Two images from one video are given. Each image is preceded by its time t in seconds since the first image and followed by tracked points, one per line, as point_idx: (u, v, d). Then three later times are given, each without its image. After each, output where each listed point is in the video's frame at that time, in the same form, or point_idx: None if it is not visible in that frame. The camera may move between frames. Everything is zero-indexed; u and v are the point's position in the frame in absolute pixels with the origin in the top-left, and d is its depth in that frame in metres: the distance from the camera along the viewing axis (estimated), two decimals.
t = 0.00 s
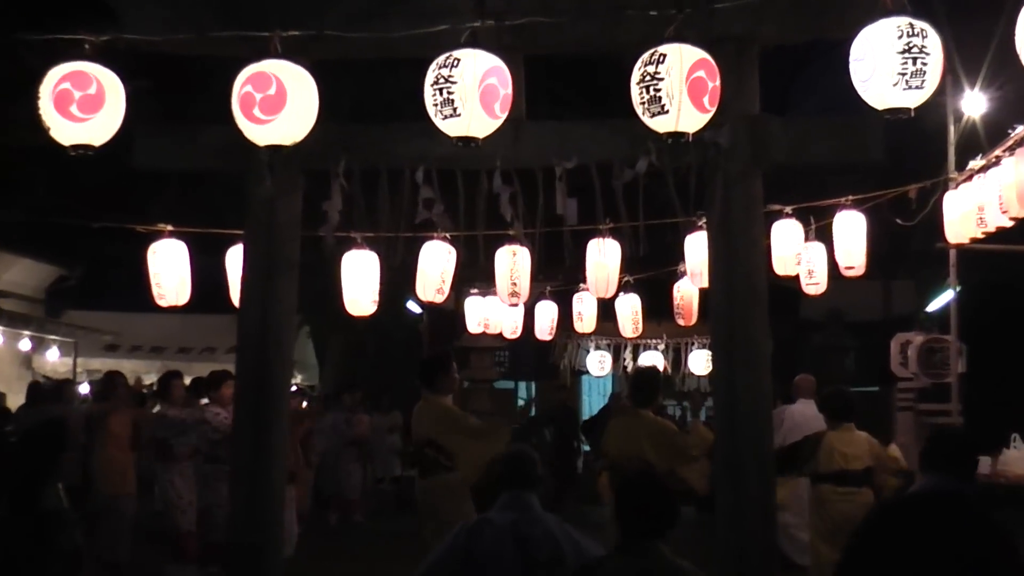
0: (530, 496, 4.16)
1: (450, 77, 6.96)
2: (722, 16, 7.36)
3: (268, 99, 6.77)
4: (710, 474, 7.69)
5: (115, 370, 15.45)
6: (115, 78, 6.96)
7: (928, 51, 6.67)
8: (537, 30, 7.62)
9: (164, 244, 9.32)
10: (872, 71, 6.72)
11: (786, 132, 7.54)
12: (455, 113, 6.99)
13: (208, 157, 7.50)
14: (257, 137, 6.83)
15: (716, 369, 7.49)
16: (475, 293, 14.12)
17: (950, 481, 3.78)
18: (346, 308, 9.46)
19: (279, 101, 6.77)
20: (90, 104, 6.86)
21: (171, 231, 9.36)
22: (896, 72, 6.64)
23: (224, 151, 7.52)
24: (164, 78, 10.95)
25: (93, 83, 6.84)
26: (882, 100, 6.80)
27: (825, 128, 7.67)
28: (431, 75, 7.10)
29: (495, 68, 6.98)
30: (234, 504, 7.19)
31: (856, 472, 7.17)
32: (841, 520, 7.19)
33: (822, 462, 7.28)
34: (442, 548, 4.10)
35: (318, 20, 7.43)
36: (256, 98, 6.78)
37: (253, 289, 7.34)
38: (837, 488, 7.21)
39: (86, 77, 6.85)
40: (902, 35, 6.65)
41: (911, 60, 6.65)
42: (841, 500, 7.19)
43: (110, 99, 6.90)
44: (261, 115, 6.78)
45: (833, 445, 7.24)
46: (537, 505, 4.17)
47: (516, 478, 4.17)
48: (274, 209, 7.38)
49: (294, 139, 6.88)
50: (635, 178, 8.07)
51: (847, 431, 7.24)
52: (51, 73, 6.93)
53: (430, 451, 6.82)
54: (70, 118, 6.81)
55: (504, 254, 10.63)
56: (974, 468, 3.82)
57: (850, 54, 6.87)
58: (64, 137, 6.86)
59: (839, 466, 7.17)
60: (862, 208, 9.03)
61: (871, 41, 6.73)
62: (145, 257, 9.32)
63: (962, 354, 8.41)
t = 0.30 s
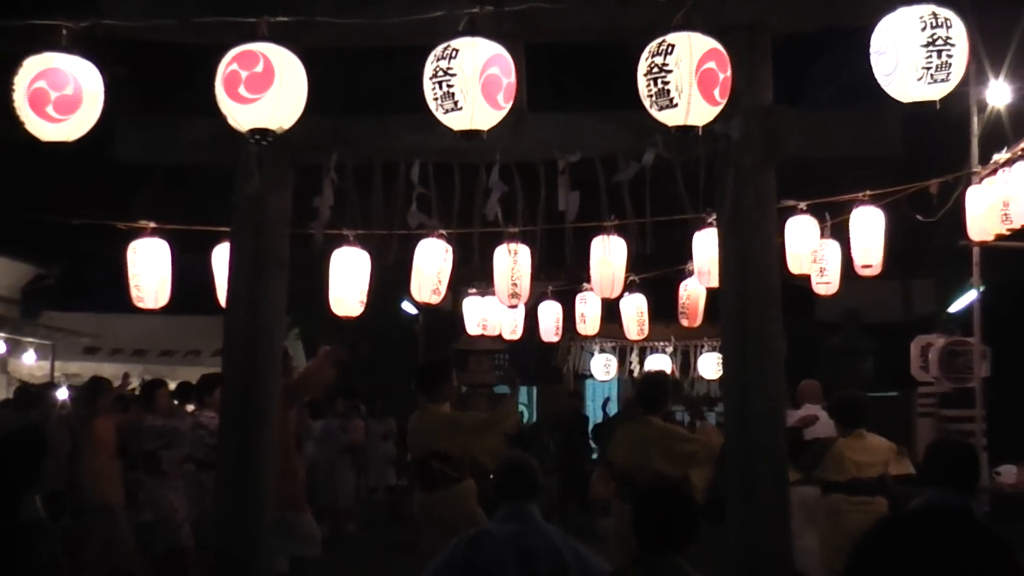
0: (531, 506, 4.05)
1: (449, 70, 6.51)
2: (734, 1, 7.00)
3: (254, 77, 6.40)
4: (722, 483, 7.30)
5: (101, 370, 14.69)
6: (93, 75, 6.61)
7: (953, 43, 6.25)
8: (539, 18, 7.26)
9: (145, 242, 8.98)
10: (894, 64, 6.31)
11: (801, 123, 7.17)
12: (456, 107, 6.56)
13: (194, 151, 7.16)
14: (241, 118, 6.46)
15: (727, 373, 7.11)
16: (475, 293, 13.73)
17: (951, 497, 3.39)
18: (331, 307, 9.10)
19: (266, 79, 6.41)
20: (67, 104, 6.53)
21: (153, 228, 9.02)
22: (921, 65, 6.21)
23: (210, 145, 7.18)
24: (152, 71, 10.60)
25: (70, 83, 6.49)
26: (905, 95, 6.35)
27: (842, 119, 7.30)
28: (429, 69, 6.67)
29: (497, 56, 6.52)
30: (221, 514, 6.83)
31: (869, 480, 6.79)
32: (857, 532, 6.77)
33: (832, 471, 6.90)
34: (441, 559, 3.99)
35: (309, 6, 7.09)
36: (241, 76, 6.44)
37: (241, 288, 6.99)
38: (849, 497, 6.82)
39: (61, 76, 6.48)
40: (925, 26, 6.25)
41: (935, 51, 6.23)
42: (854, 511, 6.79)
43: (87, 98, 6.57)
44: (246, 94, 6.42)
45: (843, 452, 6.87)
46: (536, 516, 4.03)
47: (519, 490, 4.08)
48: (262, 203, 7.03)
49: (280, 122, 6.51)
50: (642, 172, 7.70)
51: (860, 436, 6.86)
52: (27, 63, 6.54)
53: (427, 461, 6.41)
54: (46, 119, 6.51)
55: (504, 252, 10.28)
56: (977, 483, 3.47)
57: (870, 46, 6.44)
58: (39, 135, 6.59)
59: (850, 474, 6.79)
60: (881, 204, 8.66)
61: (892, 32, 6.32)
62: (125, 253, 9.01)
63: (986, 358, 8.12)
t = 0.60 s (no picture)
0: (533, 516, 3.82)
1: (445, 59, 6.16)
2: None
3: (245, 75, 6.03)
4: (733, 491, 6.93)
5: (82, 377, 13.92)
6: (76, 65, 6.27)
7: (973, 28, 5.85)
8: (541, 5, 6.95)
9: (125, 238, 8.68)
10: (909, 46, 5.89)
11: (815, 114, 6.83)
12: (453, 98, 6.21)
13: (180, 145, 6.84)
14: (233, 118, 6.09)
15: (739, 376, 6.77)
16: (472, 293, 13.36)
17: (965, 508, 3.27)
18: (326, 307, 8.77)
19: (257, 75, 6.04)
20: (49, 94, 6.18)
21: (133, 224, 8.71)
22: (937, 49, 5.80)
23: (197, 138, 6.86)
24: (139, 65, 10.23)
25: (53, 72, 6.13)
26: (920, 80, 5.93)
27: (860, 110, 6.96)
28: (426, 58, 6.33)
29: (495, 43, 6.15)
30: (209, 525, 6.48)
31: (888, 491, 6.53)
32: (875, 546, 6.46)
33: (847, 481, 6.63)
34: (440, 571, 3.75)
35: None
36: (231, 74, 6.07)
37: (229, 287, 6.67)
38: (868, 509, 6.54)
39: (44, 64, 6.13)
40: (944, 8, 5.84)
41: (953, 35, 5.82)
42: (872, 524, 6.51)
43: (71, 88, 6.23)
44: (236, 93, 6.07)
45: (860, 460, 6.58)
46: (539, 526, 3.82)
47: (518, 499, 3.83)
48: (249, 200, 6.70)
49: (274, 119, 6.14)
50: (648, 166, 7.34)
51: (877, 445, 6.59)
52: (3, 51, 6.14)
53: (425, 470, 6.07)
54: (27, 111, 6.15)
55: (504, 250, 9.95)
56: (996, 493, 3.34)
57: (885, 27, 6.06)
58: (20, 127, 6.22)
59: (868, 484, 6.52)
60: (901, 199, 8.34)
61: (909, 12, 5.91)
62: (104, 248, 8.68)
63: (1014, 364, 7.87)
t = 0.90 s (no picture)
0: (535, 528, 3.62)
1: (440, 43, 5.82)
2: None
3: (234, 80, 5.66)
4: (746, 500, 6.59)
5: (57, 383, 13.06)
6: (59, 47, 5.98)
7: (994, 9, 5.47)
8: None
9: (104, 234, 8.38)
10: (925, 25, 5.52)
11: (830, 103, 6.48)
12: (447, 85, 5.86)
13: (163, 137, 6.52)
14: (222, 120, 5.75)
15: (750, 380, 6.41)
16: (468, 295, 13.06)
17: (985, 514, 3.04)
18: (321, 307, 8.45)
19: (247, 81, 5.68)
20: (32, 74, 5.83)
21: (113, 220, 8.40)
22: (953, 28, 5.43)
23: (181, 130, 6.54)
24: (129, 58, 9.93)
25: (37, 49, 5.83)
26: (932, 63, 5.53)
27: (878, 99, 6.61)
28: (418, 40, 5.98)
29: (494, 30, 5.84)
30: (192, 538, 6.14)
31: (896, 502, 6.10)
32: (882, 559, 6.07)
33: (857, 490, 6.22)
34: None
35: None
36: (219, 77, 5.67)
37: (214, 287, 6.34)
38: (875, 521, 6.14)
39: (27, 42, 5.83)
40: None
41: (972, 14, 5.45)
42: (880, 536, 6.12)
43: (54, 68, 5.91)
44: (225, 96, 5.70)
45: (871, 470, 6.13)
46: (540, 538, 3.60)
47: (520, 511, 3.64)
48: (235, 198, 6.38)
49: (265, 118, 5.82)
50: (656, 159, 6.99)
51: (888, 453, 6.13)
52: None
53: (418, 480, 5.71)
54: (9, 90, 5.78)
55: (503, 247, 9.61)
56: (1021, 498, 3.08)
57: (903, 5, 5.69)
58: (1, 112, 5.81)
59: (875, 495, 6.10)
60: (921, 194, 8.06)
61: None
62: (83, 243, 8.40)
63: None
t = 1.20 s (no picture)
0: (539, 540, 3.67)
1: (437, 30, 5.48)
2: None
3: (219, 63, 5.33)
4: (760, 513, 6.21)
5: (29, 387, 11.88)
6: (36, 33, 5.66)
7: None
8: None
9: (82, 231, 8.03)
10: (954, 14, 5.16)
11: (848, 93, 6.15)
12: (443, 74, 5.52)
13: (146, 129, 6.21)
14: (202, 106, 5.41)
15: (764, 385, 6.07)
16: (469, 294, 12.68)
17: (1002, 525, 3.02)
18: (313, 310, 8.16)
19: (233, 64, 5.35)
20: (6, 60, 5.51)
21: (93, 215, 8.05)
22: (984, 16, 5.09)
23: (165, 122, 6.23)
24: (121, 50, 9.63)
25: (13, 34, 5.51)
26: (964, 55, 5.20)
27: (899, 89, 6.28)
28: (413, 26, 5.64)
29: (495, 18, 5.48)
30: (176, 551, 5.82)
31: (898, 515, 5.48)
32: None
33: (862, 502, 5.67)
34: None
35: None
36: (203, 61, 5.36)
37: (198, 286, 6.01)
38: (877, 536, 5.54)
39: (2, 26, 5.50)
40: None
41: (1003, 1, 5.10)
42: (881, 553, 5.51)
43: (30, 55, 5.58)
44: (208, 82, 5.37)
45: (874, 479, 5.62)
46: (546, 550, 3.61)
47: (522, 522, 3.68)
48: (219, 192, 6.04)
49: (245, 107, 5.45)
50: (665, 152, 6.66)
51: (895, 461, 5.58)
52: None
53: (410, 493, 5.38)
54: None
55: (503, 245, 9.27)
56: None
57: None
58: None
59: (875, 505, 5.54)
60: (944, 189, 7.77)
61: None
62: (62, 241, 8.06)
63: None
